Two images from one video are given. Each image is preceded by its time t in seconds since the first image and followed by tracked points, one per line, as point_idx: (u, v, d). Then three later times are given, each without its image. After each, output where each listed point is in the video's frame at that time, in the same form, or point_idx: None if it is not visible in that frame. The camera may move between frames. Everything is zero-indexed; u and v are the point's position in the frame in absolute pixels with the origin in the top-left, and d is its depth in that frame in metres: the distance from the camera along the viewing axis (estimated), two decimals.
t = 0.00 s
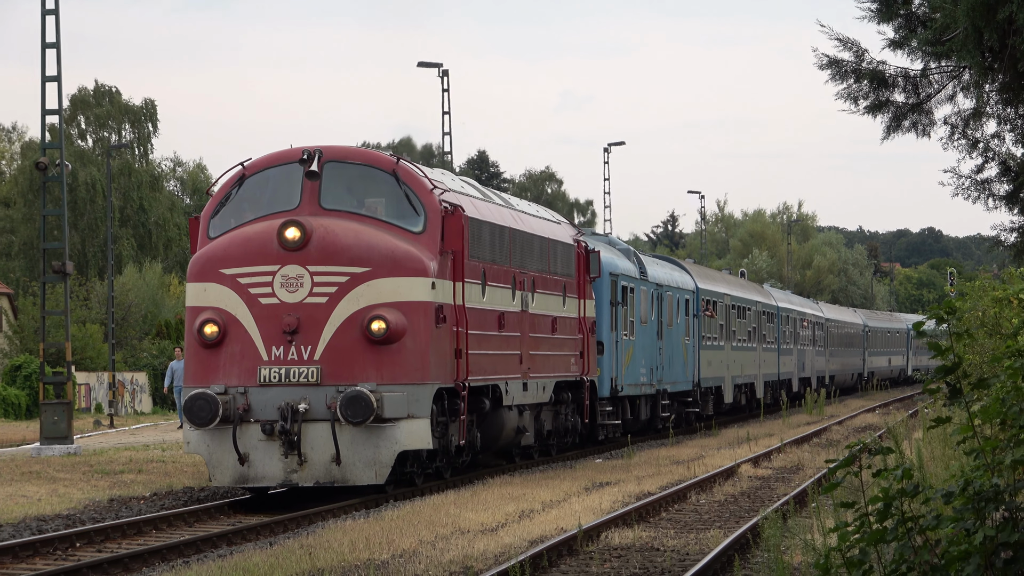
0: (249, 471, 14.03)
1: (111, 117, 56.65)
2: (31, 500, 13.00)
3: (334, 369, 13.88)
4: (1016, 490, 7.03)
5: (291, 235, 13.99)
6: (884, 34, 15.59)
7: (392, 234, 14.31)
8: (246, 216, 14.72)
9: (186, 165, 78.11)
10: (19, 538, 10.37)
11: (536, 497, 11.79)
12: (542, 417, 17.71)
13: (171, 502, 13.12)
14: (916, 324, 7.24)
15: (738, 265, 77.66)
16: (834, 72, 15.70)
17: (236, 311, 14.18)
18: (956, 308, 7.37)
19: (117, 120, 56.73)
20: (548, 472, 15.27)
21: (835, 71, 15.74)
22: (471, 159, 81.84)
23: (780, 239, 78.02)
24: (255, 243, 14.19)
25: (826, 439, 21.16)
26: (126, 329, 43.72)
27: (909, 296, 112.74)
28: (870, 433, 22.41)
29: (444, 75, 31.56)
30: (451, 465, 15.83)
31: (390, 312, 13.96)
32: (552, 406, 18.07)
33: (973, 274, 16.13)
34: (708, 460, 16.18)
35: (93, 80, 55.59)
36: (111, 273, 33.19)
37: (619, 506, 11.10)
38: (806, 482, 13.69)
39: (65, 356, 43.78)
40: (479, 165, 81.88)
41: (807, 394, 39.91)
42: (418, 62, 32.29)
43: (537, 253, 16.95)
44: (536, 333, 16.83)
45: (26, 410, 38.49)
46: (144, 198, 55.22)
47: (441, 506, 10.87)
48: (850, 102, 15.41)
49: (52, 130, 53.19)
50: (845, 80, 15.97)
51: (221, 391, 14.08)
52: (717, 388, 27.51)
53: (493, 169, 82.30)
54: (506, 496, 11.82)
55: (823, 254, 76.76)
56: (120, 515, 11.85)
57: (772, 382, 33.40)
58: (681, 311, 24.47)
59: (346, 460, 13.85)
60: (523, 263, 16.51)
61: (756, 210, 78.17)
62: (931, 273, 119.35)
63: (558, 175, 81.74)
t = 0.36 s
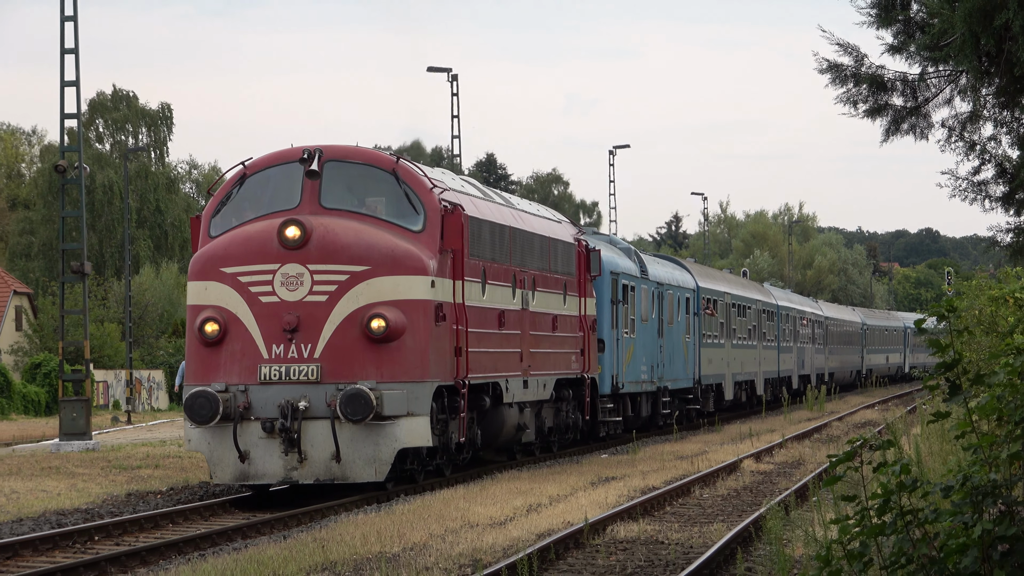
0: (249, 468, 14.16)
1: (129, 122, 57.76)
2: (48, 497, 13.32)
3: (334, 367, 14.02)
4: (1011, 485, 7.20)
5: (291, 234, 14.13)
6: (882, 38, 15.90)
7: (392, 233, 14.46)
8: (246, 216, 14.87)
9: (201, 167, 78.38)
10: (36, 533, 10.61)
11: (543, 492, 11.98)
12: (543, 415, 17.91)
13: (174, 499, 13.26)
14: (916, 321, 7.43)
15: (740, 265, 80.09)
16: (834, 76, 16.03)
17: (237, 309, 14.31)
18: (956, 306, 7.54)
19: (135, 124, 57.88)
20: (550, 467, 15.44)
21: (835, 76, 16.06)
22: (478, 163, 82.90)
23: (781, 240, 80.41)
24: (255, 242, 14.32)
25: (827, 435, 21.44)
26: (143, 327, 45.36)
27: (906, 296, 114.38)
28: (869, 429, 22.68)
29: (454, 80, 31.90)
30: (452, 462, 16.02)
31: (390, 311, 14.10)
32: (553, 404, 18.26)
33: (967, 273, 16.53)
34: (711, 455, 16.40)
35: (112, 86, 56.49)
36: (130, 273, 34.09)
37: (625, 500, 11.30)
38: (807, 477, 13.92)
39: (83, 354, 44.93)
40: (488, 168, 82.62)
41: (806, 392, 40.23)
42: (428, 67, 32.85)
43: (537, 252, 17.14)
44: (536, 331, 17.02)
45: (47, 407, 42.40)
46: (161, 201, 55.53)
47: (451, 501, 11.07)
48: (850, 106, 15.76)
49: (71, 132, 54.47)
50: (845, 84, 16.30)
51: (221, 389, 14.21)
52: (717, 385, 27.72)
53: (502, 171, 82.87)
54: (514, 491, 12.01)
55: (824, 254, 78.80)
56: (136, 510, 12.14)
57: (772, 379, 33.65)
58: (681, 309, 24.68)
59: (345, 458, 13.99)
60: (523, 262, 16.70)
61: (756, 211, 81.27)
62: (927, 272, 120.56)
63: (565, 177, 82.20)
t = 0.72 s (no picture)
0: (249, 466, 14.30)
1: (145, 125, 60.57)
2: (67, 492, 13.61)
3: (333, 366, 14.16)
4: (1007, 481, 7.37)
5: (291, 233, 14.27)
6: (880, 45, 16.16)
7: (392, 232, 14.61)
8: (246, 214, 15.01)
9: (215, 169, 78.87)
10: (57, 526, 10.85)
11: (550, 487, 12.17)
12: (544, 412, 18.12)
13: (175, 497, 13.40)
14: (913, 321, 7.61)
15: (742, 265, 81.63)
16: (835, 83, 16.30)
17: (237, 308, 14.44)
18: (952, 307, 7.68)
19: (151, 128, 60.66)
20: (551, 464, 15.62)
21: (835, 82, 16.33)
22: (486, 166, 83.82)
23: (782, 242, 82.16)
24: (256, 240, 14.46)
25: (826, 431, 21.71)
26: (160, 325, 46.84)
27: (903, 296, 115.86)
28: (867, 425, 22.96)
29: (463, 86, 32.31)
30: (453, 459, 16.20)
31: (389, 309, 14.24)
32: (553, 401, 18.47)
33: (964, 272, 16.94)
34: (714, 451, 16.62)
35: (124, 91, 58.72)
36: (147, 272, 35.36)
37: (629, 494, 11.49)
38: (809, 473, 14.14)
39: (103, 352, 46.02)
40: (495, 171, 83.32)
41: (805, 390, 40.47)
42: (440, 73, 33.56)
43: (537, 251, 17.33)
44: (536, 330, 17.22)
45: (66, 403, 43.59)
46: (177, 202, 57.42)
47: (459, 496, 11.26)
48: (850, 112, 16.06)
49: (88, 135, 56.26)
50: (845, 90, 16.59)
51: (221, 386, 14.33)
52: (717, 382, 27.91)
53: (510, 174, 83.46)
54: (522, 486, 12.19)
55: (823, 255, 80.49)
56: (153, 504, 12.41)
57: (771, 378, 33.91)
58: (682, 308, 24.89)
59: (345, 455, 14.15)
60: (524, 261, 16.90)
61: (757, 213, 83.18)
62: (923, 273, 121.79)
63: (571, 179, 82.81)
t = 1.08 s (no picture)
0: (251, 461, 14.57)
1: (168, 129, 61.78)
2: (91, 483, 14.05)
3: (334, 363, 14.40)
4: (996, 474, 7.52)
5: (292, 232, 14.52)
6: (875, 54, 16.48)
7: (392, 231, 14.87)
8: (250, 214, 15.29)
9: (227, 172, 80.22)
10: (82, 515, 11.24)
11: (556, 478, 12.53)
12: (544, 408, 18.46)
13: (180, 490, 13.70)
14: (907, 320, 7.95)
15: (740, 266, 82.79)
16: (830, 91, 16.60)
17: (239, 305, 14.70)
18: (942, 307, 7.94)
19: (173, 132, 61.72)
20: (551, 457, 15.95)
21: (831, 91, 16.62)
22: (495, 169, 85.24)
23: (780, 244, 83.62)
24: (258, 239, 14.71)
25: (823, 426, 22.12)
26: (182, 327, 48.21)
27: (896, 296, 117.53)
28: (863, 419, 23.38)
29: (473, 91, 32.82)
30: (453, 454, 16.52)
31: (389, 307, 14.49)
32: (552, 397, 18.82)
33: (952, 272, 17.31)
34: (712, 444, 16.98)
35: (150, 97, 60.40)
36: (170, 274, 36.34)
37: (632, 486, 11.84)
38: (806, 466, 14.52)
39: (130, 348, 47.51)
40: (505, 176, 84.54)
41: (800, 386, 40.91)
42: (450, 80, 34.29)
43: (536, 250, 17.63)
44: (536, 327, 17.53)
45: (92, 398, 44.43)
46: (196, 205, 58.51)
47: (469, 487, 11.63)
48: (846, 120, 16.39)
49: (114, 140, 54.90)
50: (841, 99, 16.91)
51: (224, 383, 14.59)
52: (714, 379, 28.27)
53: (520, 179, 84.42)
54: (527, 478, 12.54)
55: (819, 258, 82.10)
56: (168, 496, 12.79)
57: (768, 376, 34.33)
58: (680, 307, 25.25)
59: (345, 451, 14.41)
60: (523, 260, 17.20)
61: (757, 216, 84.80)
62: (917, 274, 123.10)
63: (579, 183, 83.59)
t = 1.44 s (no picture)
0: (253, 456, 14.79)
1: (188, 135, 63.94)
2: (105, 476, 14.40)
3: (335, 360, 14.62)
4: (988, 466, 7.49)
5: (293, 231, 14.76)
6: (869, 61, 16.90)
7: (392, 230, 15.12)
8: (252, 213, 15.56)
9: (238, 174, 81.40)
10: (105, 506, 11.64)
11: (563, 471, 12.87)
12: (544, 404, 18.77)
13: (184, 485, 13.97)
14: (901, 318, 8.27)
15: (740, 266, 83.66)
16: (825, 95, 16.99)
17: (241, 303, 14.94)
18: (933, 305, 8.21)
19: (193, 138, 63.88)
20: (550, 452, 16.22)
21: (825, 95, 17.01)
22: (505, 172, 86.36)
23: (778, 245, 84.37)
24: (260, 238, 14.95)
25: (820, 421, 22.52)
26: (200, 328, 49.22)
27: (891, 295, 118.76)
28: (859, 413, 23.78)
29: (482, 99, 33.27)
30: (454, 449, 16.81)
31: (389, 305, 14.72)
32: (552, 393, 19.12)
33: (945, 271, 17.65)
34: (713, 438, 17.33)
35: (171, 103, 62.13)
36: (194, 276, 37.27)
37: (634, 478, 12.18)
38: (805, 459, 14.88)
39: (151, 345, 48.71)
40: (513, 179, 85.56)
41: (795, 382, 41.35)
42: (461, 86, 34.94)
43: (536, 249, 17.93)
44: (535, 324, 17.84)
45: (114, 393, 47.11)
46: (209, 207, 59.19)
47: (480, 479, 11.99)
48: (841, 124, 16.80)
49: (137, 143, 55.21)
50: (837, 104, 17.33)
51: (226, 379, 14.83)
52: (712, 375, 28.67)
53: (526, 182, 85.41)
54: (534, 470, 12.88)
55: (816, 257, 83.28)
56: (179, 490, 13.14)
57: (766, 372, 34.75)
58: (679, 304, 25.60)
59: (345, 447, 14.63)
60: (523, 259, 17.50)
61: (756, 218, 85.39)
62: (911, 274, 124.20)
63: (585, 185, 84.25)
